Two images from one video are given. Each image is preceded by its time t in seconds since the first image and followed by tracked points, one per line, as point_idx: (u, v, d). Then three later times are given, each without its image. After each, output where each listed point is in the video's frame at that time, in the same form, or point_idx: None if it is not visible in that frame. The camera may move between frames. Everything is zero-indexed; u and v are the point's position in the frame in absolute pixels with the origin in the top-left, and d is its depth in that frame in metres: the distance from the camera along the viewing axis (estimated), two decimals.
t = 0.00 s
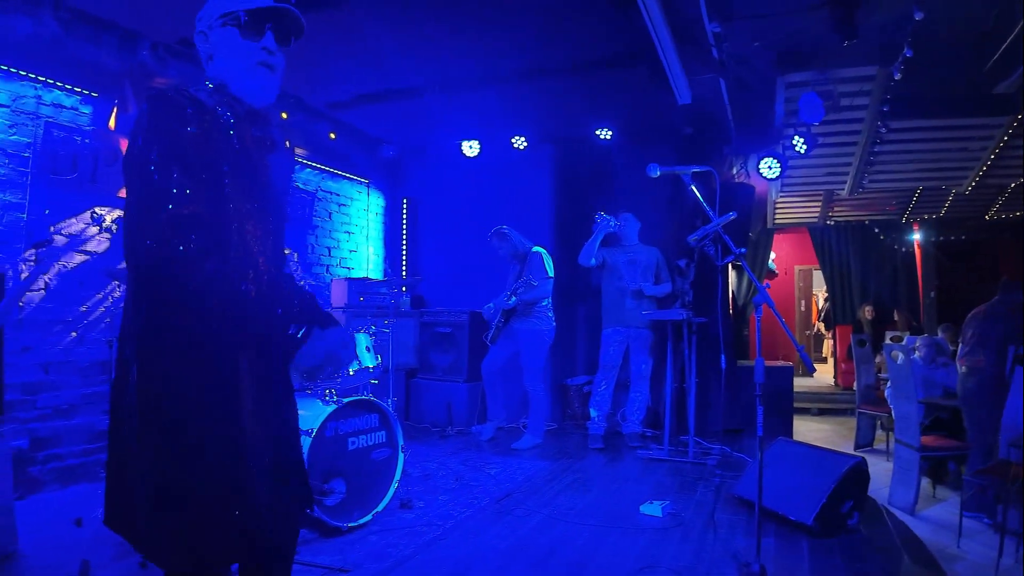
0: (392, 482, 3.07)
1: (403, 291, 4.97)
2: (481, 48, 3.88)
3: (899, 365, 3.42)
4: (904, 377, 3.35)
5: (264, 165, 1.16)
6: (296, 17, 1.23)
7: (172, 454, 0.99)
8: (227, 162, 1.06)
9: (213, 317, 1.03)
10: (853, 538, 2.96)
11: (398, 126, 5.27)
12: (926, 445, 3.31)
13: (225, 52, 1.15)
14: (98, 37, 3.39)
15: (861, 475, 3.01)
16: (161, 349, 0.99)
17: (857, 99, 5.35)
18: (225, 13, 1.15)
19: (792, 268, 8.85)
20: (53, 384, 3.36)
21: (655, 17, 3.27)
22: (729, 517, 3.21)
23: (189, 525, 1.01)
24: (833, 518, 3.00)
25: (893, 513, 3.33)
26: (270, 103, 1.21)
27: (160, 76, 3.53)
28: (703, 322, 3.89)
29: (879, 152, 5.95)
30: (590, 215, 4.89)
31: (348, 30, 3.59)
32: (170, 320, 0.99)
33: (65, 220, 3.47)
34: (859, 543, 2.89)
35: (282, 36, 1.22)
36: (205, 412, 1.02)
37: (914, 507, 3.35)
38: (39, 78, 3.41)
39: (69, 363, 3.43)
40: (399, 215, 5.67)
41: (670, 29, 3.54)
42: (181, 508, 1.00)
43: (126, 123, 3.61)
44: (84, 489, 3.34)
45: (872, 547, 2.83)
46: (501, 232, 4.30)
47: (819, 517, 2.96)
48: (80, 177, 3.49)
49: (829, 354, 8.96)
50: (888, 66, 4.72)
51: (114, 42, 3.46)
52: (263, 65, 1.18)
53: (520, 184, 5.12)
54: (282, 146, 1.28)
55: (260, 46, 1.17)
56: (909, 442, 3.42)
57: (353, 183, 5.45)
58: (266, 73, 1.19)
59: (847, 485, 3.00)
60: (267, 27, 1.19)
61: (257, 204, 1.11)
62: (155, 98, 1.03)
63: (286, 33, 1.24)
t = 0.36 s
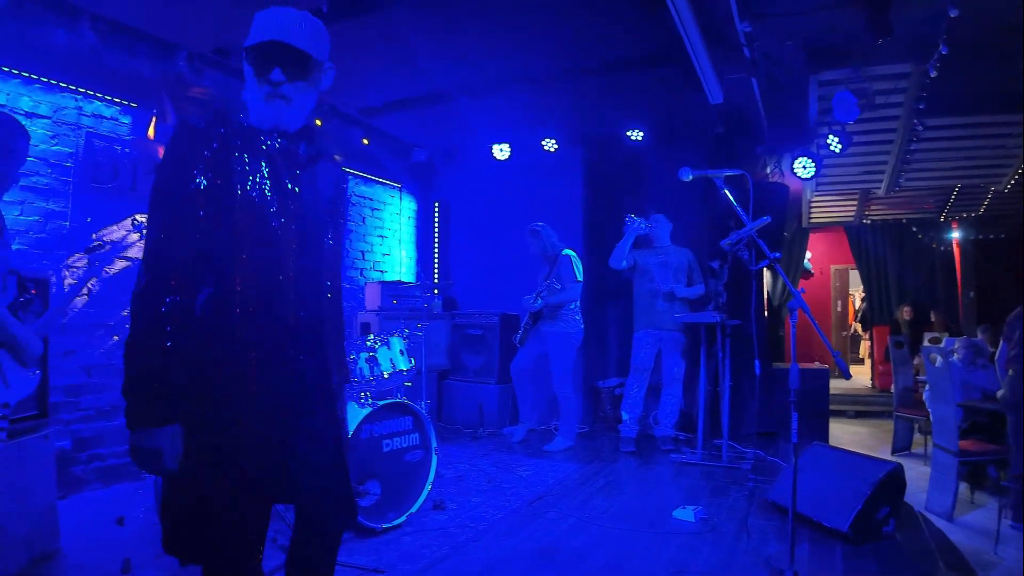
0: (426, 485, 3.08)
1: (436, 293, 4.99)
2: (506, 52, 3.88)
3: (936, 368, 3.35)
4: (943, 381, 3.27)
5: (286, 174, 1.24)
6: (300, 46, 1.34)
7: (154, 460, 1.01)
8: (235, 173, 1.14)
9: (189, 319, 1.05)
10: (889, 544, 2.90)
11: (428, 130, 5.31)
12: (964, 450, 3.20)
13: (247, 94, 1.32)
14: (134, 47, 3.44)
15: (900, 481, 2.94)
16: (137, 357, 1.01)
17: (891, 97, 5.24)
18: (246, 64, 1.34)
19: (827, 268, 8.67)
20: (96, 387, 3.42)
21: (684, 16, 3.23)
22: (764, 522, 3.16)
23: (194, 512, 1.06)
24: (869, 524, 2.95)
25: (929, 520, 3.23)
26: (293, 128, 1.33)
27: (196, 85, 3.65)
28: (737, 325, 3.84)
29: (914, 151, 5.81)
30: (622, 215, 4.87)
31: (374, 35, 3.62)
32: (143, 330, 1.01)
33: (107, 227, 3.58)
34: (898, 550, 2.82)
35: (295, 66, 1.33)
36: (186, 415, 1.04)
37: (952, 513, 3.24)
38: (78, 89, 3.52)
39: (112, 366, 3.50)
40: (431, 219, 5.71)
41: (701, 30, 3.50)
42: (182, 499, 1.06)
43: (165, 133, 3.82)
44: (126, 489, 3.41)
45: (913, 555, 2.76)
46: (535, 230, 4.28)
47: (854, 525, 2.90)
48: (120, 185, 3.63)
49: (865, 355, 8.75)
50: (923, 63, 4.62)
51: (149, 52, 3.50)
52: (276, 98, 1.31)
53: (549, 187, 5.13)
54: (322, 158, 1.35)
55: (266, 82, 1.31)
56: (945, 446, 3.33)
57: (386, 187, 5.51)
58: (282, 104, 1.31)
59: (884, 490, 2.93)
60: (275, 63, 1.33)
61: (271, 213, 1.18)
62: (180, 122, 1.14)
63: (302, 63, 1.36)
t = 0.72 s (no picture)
0: (463, 495, 3.06)
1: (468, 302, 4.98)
2: (537, 63, 3.89)
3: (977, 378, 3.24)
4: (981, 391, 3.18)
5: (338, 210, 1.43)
6: (337, 101, 1.38)
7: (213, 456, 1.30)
8: (289, 226, 1.37)
9: (250, 336, 1.33)
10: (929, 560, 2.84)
11: (459, 139, 5.35)
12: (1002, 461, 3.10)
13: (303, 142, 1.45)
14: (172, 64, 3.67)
15: (941, 496, 2.87)
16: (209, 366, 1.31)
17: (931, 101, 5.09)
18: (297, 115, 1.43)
19: (863, 272, 8.48)
20: (138, 397, 3.49)
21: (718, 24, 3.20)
22: (803, 537, 3.10)
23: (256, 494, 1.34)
24: (907, 539, 2.90)
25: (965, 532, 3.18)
26: (345, 172, 1.45)
27: (233, 99, 4.07)
28: (775, 335, 3.80)
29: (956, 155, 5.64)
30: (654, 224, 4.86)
31: (406, 47, 3.66)
32: (210, 346, 1.30)
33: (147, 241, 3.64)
34: (939, 566, 2.77)
35: (335, 122, 1.40)
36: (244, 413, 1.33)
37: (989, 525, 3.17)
38: (120, 106, 3.57)
39: (154, 376, 3.56)
40: (463, 228, 5.70)
41: (735, 38, 3.47)
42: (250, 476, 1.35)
43: (205, 148, 3.93)
44: (167, 498, 3.46)
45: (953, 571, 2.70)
46: (564, 237, 4.27)
47: (894, 540, 2.84)
48: (160, 201, 3.71)
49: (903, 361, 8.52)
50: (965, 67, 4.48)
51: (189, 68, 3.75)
52: (325, 150, 1.42)
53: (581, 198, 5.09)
54: (379, 190, 1.51)
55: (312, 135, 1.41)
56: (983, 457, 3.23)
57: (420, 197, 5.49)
58: (332, 155, 1.43)
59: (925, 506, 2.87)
60: (316, 115, 1.40)
61: (329, 251, 1.39)
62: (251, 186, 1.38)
63: (341, 122, 1.41)
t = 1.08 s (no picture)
0: (505, 505, 3.07)
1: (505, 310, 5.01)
2: (572, 75, 3.89)
3: None
4: None
5: (405, 248, 1.51)
6: (410, 147, 1.50)
7: (296, 470, 1.39)
8: (360, 265, 1.45)
9: (329, 360, 1.42)
10: None
11: (493, 148, 5.40)
12: None
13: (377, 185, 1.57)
14: (216, 78, 3.57)
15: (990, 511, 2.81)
16: (292, 387, 1.41)
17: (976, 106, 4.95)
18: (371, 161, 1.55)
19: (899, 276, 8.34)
20: (184, 407, 3.55)
21: (760, 34, 3.17)
22: (847, 551, 3.05)
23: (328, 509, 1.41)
24: (953, 554, 2.84)
25: (1011, 545, 3.10)
26: (413, 212, 1.54)
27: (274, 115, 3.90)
28: (815, 344, 3.78)
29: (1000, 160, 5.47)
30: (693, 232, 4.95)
31: (443, 60, 3.69)
32: (293, 368, 1.40)
33: (192, 254, 3.76)
34: None
35: (407, 166, 1.51)
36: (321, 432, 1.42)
37: None
38: (163, 122, 3.67)
39: (197, 386, 3.62)
40: (497, 235, 5.78)
41: (776, 47, 3.43)
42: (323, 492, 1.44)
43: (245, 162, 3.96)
44: (210, 507, 3.53)
45: None
46: (574, 245, 4.30)
47: (939, 555, 2.78)
48: (205, 214, 3.84)
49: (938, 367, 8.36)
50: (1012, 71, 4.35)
51: (229, 81, 3.63)
52: (398, 192, 1.54)
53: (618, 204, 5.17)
54: (443, 228, 1.62)
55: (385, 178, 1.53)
56: None
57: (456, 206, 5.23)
58: (403, 196, 1.54)
59: (971, 521, 2.82)
60: (390, 161, 1.52)
61: (399, 286, 1.47)
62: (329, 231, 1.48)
63: (412, 168, 1.53)
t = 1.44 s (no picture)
0: (544, 510, 3.06)
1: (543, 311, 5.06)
2: (608, 78, 3.91)
3: None
4: None
5: (464, 253, 1.53)
6: (480, 147, 1.54)
7: (355, 463, 1.35)
8: (421, 263, 1.48)
9: (388, 355, 1.43)
10: None
11: (529, 151, 5.49)
12: None
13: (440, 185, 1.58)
14: (258, 88, 3.90)
15: None
16: (350, 382, 1.41)
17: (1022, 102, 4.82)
18: (437, 161, 1.58)
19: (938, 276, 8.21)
20: (227, 409, 3.62)
21: (799, 33, 3.16)
22: (890, 556, 3.00)
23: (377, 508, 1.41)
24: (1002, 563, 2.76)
25: None
26: (473, 215, 1.58)
27: (314, 120, 4.23)
28: (859, 347, 3.75)
29: None
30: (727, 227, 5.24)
31: (481, 65, 3.75)
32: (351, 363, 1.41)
33: (237, 258, 3.84)
34: None
35: (474, 168, 1.55)
36: (379, 427, 1.41)
37: None
38: (206, 129, 3.75)
39: (242, 389, 3.69)
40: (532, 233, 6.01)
41: (817, 47, 3.40)
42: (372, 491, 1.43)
43: (287, 168, 4.13)
44: (253, 508, 3.60)
45: None
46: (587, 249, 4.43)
47: (986, 562, 2.70)
48: (247, 219, 3.91)
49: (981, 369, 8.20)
50: None
51: (271, 91, 3.98)
52: (460, 193, 1.56)
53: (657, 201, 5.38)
54: (498, 234, 1.63)
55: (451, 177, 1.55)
56: None
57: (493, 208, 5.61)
58: (465, 198, 1.56)
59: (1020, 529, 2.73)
60: (458, 159, 1.55)
61: (457, 285, 1.49)
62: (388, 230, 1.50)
63: (480, 169, 1.56)
